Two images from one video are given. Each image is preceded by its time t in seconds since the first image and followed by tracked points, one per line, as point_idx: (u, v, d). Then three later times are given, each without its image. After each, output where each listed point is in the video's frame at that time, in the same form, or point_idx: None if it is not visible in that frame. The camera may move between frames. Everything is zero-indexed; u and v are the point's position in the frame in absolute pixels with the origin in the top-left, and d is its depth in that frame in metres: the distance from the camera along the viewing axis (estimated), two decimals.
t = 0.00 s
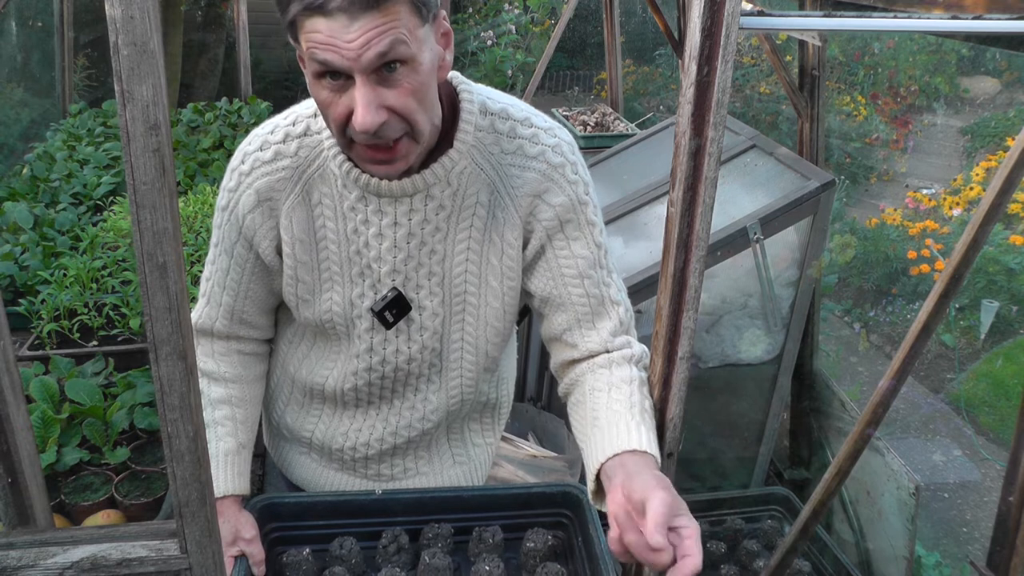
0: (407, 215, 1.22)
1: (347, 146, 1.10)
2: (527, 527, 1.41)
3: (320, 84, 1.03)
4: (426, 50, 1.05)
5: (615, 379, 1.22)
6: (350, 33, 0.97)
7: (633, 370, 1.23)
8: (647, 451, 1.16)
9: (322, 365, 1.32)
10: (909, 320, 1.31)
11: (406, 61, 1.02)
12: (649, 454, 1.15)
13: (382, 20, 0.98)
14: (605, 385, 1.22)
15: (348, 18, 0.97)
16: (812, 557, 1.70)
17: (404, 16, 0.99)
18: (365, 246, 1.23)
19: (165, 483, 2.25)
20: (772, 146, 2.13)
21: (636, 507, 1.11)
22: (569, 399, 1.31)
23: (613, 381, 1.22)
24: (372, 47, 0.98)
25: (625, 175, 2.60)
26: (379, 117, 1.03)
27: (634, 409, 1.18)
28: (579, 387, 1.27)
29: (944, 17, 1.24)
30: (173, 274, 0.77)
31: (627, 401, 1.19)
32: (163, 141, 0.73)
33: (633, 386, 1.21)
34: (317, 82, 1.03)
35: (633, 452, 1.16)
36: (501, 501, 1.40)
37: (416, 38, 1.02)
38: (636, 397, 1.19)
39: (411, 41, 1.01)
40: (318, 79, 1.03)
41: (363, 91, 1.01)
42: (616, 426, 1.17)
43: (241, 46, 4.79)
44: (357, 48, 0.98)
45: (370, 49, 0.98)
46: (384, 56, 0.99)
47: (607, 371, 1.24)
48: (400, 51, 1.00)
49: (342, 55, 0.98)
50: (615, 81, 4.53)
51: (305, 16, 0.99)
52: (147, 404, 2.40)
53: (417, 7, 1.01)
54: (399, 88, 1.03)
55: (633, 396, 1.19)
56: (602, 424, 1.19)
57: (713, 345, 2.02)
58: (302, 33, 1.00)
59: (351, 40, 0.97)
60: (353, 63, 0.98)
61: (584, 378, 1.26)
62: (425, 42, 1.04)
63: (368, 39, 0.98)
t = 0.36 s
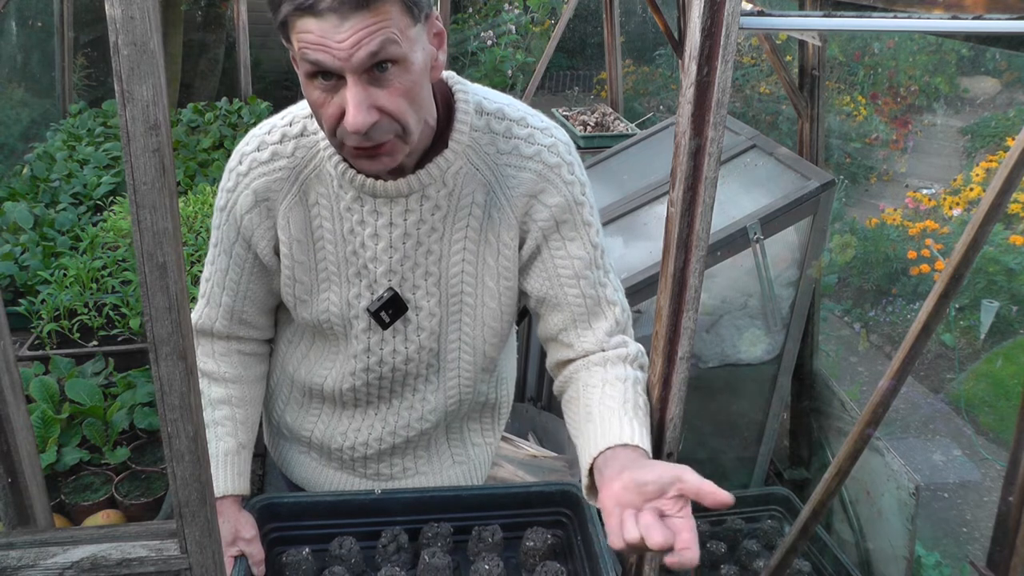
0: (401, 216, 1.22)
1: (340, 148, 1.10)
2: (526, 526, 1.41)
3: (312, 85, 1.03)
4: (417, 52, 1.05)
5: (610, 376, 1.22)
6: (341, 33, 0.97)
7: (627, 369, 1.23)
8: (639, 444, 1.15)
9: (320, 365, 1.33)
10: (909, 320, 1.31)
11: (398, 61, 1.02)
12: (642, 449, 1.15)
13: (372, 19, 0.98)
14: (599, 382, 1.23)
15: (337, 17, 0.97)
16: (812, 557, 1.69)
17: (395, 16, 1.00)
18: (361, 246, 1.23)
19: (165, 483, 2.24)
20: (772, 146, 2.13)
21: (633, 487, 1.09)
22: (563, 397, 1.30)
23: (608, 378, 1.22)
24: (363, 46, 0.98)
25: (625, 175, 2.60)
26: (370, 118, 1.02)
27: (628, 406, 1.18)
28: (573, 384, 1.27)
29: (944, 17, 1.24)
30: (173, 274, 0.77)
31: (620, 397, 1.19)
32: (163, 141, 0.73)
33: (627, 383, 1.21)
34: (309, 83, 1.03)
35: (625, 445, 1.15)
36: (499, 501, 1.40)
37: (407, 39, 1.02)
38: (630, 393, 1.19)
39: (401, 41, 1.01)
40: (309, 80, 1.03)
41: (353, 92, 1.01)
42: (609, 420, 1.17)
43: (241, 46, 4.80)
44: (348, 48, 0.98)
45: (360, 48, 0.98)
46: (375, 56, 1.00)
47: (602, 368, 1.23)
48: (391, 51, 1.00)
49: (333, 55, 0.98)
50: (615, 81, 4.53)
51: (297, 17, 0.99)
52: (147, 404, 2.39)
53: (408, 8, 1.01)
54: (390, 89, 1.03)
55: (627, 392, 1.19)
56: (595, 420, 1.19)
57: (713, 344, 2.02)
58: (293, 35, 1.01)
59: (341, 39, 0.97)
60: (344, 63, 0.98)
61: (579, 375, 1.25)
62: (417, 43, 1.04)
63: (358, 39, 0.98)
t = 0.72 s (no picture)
0: (406, 215, 1.22)
1: (355, 153, 1.10)
2: (526, 526, 1.41)
3: (333, 95, 1.02)
4: (436, 60, 1.04)
5: (604, 376, 1.23)
6: (364, 45, 0.97)
7: (620, 370, 1.24)
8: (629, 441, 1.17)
9: (320, 364, 1.32)
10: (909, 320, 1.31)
11: (419, 72, 1.02)
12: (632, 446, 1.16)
13: (395, 30, 0.97)
14: (592, 381, 1.23)
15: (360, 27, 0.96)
16: (813, 557, 1.69)
17: (416, 26, 0.99)
18: (363, 246, 1.23)
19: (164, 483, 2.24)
20: (772, 146, 2.14)
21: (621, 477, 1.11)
22: (556, 397, 1.30)
23: (601, 378, 1.23)
24: (387, 60, 0.98)
25: (625, 175, 2.60)
26: (391, 129, 1.03)
27: (621, 404, 1.19)
28: (567, 383, 1.27)
29: (944, 17, 1.24)
30: (173, 275, 0.77)
31: (612, 396, 1.20)
32: (163, 141, 0.73)
33: (620, 383, 1.22)
34: (329, 93, 1.03)
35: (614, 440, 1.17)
36: (500, 501, 1.40)
37: (427, 49, 1.02)
38: (622, 393, 1.21)
39: (422, 52, 1.01)
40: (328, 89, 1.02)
41: (375, 104, 1.01)
42: (602, 416, 1.18)
43: (241, 47, 4.80)
44: (372, 62, 0.97)
45: (383, 60, 0.98)
46: (398, 68, 0.99)
47: (595, 369, 1.24)
48: (412, 63, 1.00)
49: (356, 68, 0.98)
50: (615, 81, 4.54)
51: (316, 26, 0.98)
52: (147, 404, 2.39)
53: (428, 15, 1.00)
54: (410, 100, 1.03)
55: (619, 392, 1.21)
56: (585, 417, 1.20)
57: (713, 344, 2.02)
58: (313, 44, 1.00)
59: (364, 52, 0.97)
60: (367, 76, 0.98)
61: (574, 375, 1.26)
62: (436, 53, 1.04)
63: (381, 52, 0.97)
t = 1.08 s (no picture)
0: (414, 218, 1.21)
1: (379, 186, 1.08)
2: (525, 524, 1.41)
3: (367, 156, 1.00)
4: (465, 101, 0.99)
5: (608, 372, 1.26)
6: (406, 121, 0.92)
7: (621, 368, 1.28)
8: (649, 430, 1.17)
9: (320, 364, 1.32)
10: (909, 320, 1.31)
11: (454, 132, 0.98)
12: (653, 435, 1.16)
13: (436, 104, 0.92)
14: (597, 378, 1.26)
15: (401, 110, 0.91)
16: (812, 557, 1.69)
17: (454, 90, 0.93)
18: (369, 248, 1.22)
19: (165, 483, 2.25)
20: (772, 146, 2.08)
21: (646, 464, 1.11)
22: (554, 397, 1.32)
23: (605, 374, 1.26)
24: (428, 134, 0.94)
25: (625, 175, 2.60)
26: (426, 182, 1.01)
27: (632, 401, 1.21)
28: (568, 381, 1.29)
29: (944, 17, 1.24)
30: (173, 274, 0.77)
31: (620, 392, 1.22)
32: (163, 141, 0.73)
33: (624, 381, 1.25)
34: (361, 149, 0.98)
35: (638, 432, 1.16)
36: (499, 499, 1.40)
37: (459, 101, 0.96)
38: (626, 389, 1.24)
39: (456, 108, 0.96)
40: (362, 150, 0.99)
41: (414, 166, 0.99)
42: (617, 414, 1.18)
43: (241, 47, 4.80)
44: (413, 135, 0.94)
45: (424, 132, 0.94)
46: (437, 138, 0.96)
47: (598, 367, 1.27)
48: (450, 129, 0.96)
49: (396, 138, 0.94)
50: (615, 81, 4.53)
51: (347, 88, 0.91)
52: (148, 404, 2.40)
53: (461, 69, 0.93)
54: (445, 154, 1.00)
55: (625, 389, 1.23)
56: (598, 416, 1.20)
57: (713, 344, 2.02)
58: (345, 105, 0.93)
59: (405, 127, 0.93)
60: (407, 147, 0.96)
61: (576, 373, 1.28)
62: (467, 101, 0.99)
63: (423, 126, 0.94)
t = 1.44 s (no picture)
0: (416, 216, 1.21)
1: (384, 189, 1.08)
2: (526, 525, 1.41)
3: (374, 165, 1.00)
4: (469, 108, 0.99)
5: (609, 363, 1.28)
6: (414, 134, 0.93)
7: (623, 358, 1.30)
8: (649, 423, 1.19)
9: (321, 364, 1.32)
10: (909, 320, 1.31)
11: (459, 139, 0.99)
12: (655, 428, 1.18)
13: (443, 117, 0.92)
14: (598, 369, 1.28)
15: (409, 125, 0.91)
16: (812, 557, 1.69)
17: (461, 103, 0.93)
18: (371, 246, 1.22)
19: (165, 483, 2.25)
20: (772, 146, 2.11)
21: (650, 455, 1.13)
22: (555, 388, 1.35)
23: (606, 366, 1.28)
24: (436, 143, 0.95)
25: (625, 175, 2.60)
26: (432, 188, 1.02)
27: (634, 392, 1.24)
28: (571, 371, 1.30)
29: (944, 17, 1.24)
30: (173, 274, 0.76)
31: (621, 384, 1.25)
32: (163, 141, 0.73)
33: (624, 371, 1.27)
34: (368, 157, 0.98)
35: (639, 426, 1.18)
36: (500, 500, 1.40)
37: (465, 110, 0.96)
38: (627, 380, 1.26)
39: (462, 117, 0.96)
40: (369, 160, 0.99)
41: (421, 175, 0.99)
42: (619, 407, 1.20)
43: (241, 47, 4.80)
44: (421, 145, 0.94)
45: (431, 143, 0.95)
46: (445, 147, 0.96)
47: (599, 357, 1.29)
48: (457, 137, 0.97)
49: (404, 149, 0.95)
50: (615, 81, 4.54)
51: (355, 102, 0.90)
52: (148, 404, 2.40)
53: (467, 82, 0.93)
54: (451, 159, 1.00)
55: (626, 380, 1.26)
56: (601, 409, 1.22)
57: (713, 344, 2.01)
58: (352, 118, 0.92)
59: (414, 139, 0.93)
60: (415, 157, 0.96)
61: (578, 364, 1.29)
62: (471, 106, 0.99)
63: (431, 137, 0.94)
